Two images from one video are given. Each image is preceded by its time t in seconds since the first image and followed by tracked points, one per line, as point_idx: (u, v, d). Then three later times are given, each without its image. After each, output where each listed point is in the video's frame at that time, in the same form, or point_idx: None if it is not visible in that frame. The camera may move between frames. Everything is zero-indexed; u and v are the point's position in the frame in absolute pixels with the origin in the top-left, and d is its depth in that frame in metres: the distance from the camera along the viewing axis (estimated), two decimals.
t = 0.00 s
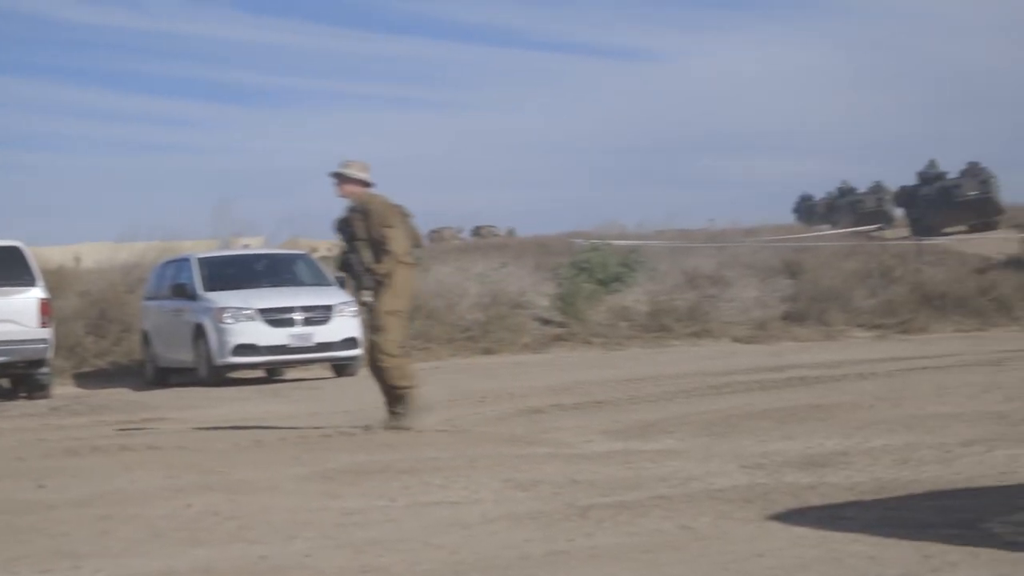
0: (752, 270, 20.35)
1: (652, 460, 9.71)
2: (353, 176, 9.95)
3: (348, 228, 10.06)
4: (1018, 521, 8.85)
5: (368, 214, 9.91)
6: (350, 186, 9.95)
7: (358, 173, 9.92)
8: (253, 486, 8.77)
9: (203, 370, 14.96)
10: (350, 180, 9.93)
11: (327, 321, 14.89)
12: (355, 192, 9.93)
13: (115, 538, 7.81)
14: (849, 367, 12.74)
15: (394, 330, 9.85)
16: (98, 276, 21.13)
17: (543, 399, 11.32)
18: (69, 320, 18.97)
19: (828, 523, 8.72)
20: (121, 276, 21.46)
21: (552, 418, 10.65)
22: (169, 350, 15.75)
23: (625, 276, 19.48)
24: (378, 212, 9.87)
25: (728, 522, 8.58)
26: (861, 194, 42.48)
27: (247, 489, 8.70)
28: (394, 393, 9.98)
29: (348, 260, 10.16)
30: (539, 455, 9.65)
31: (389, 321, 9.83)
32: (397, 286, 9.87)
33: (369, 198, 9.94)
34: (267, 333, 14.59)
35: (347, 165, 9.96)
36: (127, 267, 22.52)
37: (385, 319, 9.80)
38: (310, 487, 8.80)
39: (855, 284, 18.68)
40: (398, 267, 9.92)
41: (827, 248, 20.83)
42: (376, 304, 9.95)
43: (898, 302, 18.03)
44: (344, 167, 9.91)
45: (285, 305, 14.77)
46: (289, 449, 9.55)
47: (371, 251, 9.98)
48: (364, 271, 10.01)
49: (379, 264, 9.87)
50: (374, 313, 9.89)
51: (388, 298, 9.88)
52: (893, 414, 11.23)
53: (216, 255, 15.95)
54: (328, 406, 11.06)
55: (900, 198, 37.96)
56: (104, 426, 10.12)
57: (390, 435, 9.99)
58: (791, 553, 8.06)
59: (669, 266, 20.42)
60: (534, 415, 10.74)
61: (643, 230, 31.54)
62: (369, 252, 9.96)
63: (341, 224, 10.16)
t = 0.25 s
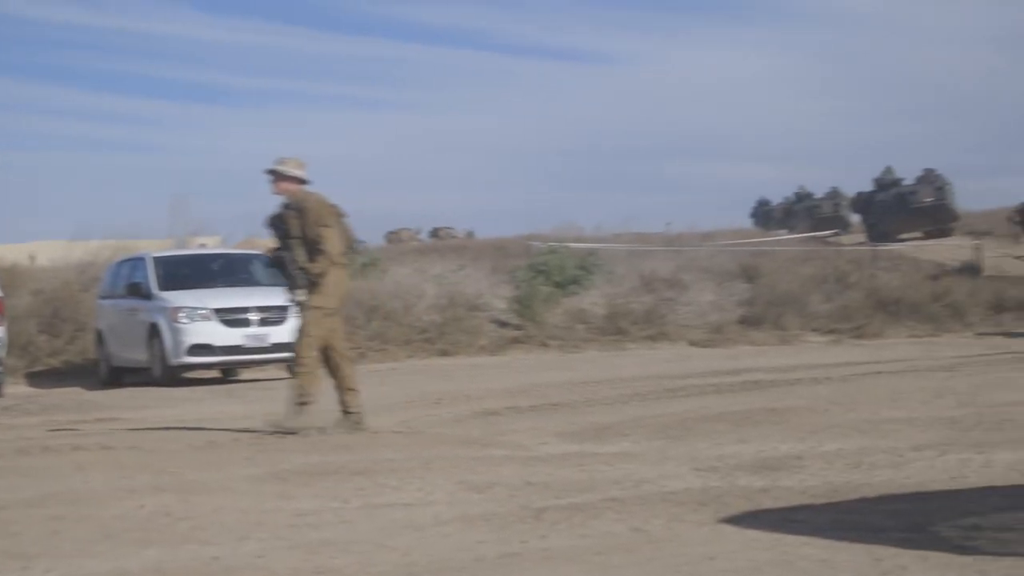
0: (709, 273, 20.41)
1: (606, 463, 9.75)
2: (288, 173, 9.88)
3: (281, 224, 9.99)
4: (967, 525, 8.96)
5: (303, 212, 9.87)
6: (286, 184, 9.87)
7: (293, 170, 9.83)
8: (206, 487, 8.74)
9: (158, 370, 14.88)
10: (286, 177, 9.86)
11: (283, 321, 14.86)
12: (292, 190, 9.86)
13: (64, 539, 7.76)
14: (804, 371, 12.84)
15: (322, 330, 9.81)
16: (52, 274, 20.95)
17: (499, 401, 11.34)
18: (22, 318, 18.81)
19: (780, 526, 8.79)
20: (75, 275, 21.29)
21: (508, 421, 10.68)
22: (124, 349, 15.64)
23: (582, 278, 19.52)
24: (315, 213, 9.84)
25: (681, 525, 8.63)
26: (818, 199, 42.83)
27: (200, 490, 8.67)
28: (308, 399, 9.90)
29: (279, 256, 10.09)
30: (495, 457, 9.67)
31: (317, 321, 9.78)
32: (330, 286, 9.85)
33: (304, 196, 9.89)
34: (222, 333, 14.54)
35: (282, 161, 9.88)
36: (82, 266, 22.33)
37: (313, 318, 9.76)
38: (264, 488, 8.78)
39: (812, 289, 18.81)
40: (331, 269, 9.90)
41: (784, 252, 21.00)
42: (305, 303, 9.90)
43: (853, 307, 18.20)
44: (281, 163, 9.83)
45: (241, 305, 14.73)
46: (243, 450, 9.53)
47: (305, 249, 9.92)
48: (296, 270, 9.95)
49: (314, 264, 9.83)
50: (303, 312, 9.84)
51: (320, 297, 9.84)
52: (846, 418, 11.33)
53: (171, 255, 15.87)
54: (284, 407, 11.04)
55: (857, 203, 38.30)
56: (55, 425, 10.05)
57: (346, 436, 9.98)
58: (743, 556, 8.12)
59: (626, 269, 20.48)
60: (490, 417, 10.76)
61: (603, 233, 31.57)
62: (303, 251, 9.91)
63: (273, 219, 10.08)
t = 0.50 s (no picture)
0: (671, 275, 20.51)
1: (568, 463, 9.78)
2: (226, 177, 9.76)
3: (218, 230, 9.86)
4: (924, 525, 9.06)
5: (240, 219, 9.73)
6: (224, 189, 9.74)
7: (231, 175, 9.72)
8: (166, 488, 8.70)
9: (117, 370, 14.78)
10: (224, 181, 9.73)
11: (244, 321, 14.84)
12: (230, 195, 9.73)
13: (21, 541, 7.70)
14: (765, 372, 12.93)
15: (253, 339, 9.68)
16: (10, 274, 20.77)
17: (461, 401, 11.35)
18: None
19: (740, 526, 8.85)
20: (33, 274, 21.12)
21: (470, 421, 10.70)
22: (83, 350, 15.53)
23: (545, 279, 19.54)
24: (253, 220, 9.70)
25: (642, 525, 8.68)
26: (779, 201, 43.11)
27: (159, 491, 8.63)
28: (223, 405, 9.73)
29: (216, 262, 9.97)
30: (457, 458, 9.69)
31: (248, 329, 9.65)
32: (264, 295, 9.72)
33: (243, 202, 9.76)
34: (183, 333, 14.49)
35: (222, 165, 9.76)
36: (40, 266, 22.15)
37: (243, 328, 9.62)
38: (224, 489, 8.76)
39: (773, 291, 18.94)
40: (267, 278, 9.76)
41: (745, 254, 21.11)
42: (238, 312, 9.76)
43: (814, 308, 18.34)
44: (220, 168, 9.70)
45: (202, 306, 14.68)
46: (204, 451, 9.50)
47: (240, 257, 9.79)
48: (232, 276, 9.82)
49: (249, 272, 9.70)
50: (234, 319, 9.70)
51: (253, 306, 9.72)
52: (806, 418, 11.42)
53: (131, 255, 15.78)
54: (245, 409, 11.02)
55: (818, 205, 38.55)
56: (13, 427, 9.97)
57: (308, 437, 9.98)
58: (703, 556, 8.17)
59: (589, 269, 20.53)
60: (452, 418, 10.77)
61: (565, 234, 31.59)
62: (238, 258, 9.78)
63: (211, 224, 9.95)
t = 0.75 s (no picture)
0: (637, 276, 20.61)
1: (534, 463, 9.80)
2: (168, 181, 9.71)
3: (156, 233, 9.79)
4: (889, 523, 9.13)
5: (178, 224, 9.67)
6: (165, 192, 9.70)
7: (173, 179, 9.69)
8: (130, 490, 8.67)
9: (83, 372, 14.68)
10: (165, 185, 9.69)
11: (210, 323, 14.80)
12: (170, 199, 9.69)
13: None
14: (732, 371, 12.99)
15: (185, 346, 9.57)
16: None
17: (429, 402, 11.36)
18: None
19: (705, 525, 8.90)
20: None
21: (437, 421, 10.72)
22: (48, 351, 15.43)
23: (512, 279, 19.57)
24: (192, 226, 9.64)
25: (608, 525, 8.71)
26: (747, 201, 43.34)
27: (124, 493, 8.59)
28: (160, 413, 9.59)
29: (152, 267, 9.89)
30: (424, 458, 9.70)
31: (181, 335, 9.53)
32: (199, 302, 9.63)
33: (183, 207, 9.71)
34: (149, 334, 14.43)
35: (165, 167, 9.73)
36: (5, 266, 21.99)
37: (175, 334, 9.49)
38: (190, 491, 8.73)
39: (739, 291, 19.04)
40: (203, 286, 9.69)
41: (712, 255, 21.21)
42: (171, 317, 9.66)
43: (780, 308, 18.44)
44: (162, 170, 9.67)
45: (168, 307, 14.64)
46: (170, 453, 9.47)
47: (177, 263, 9.72)
48: (167, 282, 9.73)
49: (186, 278, 9.63)
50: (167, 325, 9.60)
51: (187, 312, 9.62)
52: (772, 418, 11.49)
53: (97, 256, 15.70)
54: (212, 410, 11.00)
55: (786, 205, 38.74)
56: None
57: (275, 438, 9.97)
58: (668, 555, 8.21)
59: (556, 270, 20.54)
60: (419, 418, 10.77)
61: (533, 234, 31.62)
62: (175, 263, 9.70)
63: (149, 228, 9.88)
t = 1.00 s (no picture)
0: (600, 276, 20.52)
1: (496, 463, 9.83)
2: (102, 172, 9.72)
3: (89, 225, 9.85)
4: (848, 521, 9.21)
5: (111, 217, 9.73)
6: (98, 183, 9.74)
7: (107, 171, 9.71)
8: (90, 490, 8.63)
9: (43, 372, 14.59)
10: (99, 176, 9.71)
11: (172, 322, 14.75)
12: (104, 191, 9.73)
13: None
14: (694, 371, 13.06)
15: (124, 343, 9.71)
16: None
17: (391, 402, 11.36)
18: None
19: (666, 524, 8.95)
20: None
21: (399, 421, 10.72)
22: (8, 351, 15.32)
23: (476, 279, 19.58)
24: (124, 219, 9.70)
25: (569, 524, 8.75)
26: (711, 202, 43.54)
27: (84, 493, 8.56)
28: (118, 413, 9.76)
29: (87, 257, 10.00)
30: (386, 458, 9.71)
31: (119, 333, 9.67)
32: (132, 297, 9.74)
33: (117, 199, 9.76)
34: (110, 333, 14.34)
35: (98, 158, 9.73)
36: None
37: (113, 333, 9.64)
38: (151, 491, 8.71)
39: (702, 291, 19.14)
40: (136, 279, 9.78)
41: (676, 256, 21.30)
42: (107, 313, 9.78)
43: (743, 308, 18.54)
44: (95, 162, 9.69)
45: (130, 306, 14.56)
46: (130, 453, 9.44)
47: (110, 255, 9.79)
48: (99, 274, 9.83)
49: (118, 272, 9.72)
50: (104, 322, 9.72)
51: (122, 307, 9.73)
52: (734, 417, 11.56)
53: (57, 255, 15.61)
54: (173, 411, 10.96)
55: (750, 206, 38.91)
56: None
57: (236, 438, 9.95)
58: (629, 553, 8.25)
59: (519, 270, 20.54)
60: (381, 418, 10.78)
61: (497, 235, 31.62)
62: (108, 256, 9.78)
63: (82, 218, 9.93)
